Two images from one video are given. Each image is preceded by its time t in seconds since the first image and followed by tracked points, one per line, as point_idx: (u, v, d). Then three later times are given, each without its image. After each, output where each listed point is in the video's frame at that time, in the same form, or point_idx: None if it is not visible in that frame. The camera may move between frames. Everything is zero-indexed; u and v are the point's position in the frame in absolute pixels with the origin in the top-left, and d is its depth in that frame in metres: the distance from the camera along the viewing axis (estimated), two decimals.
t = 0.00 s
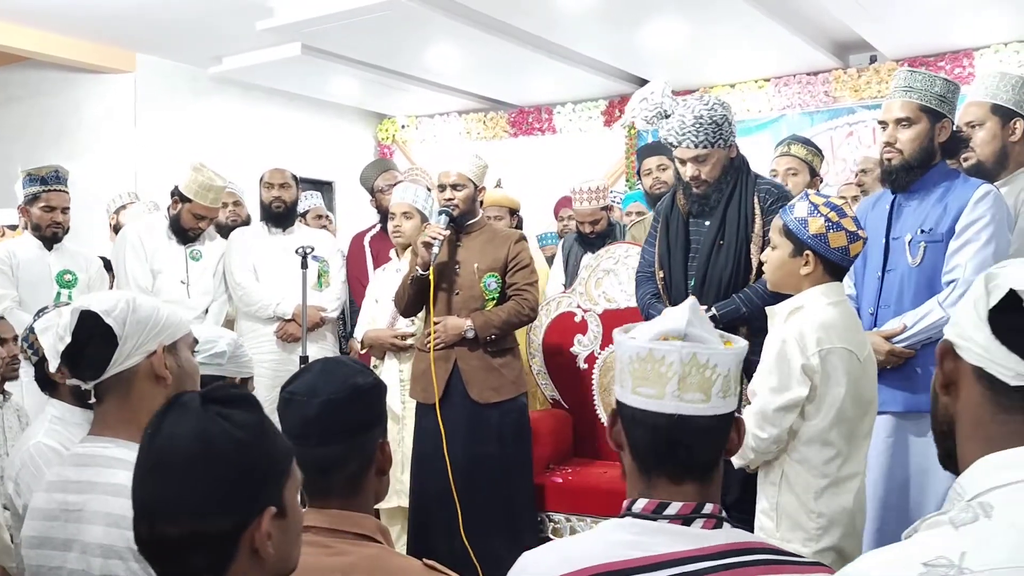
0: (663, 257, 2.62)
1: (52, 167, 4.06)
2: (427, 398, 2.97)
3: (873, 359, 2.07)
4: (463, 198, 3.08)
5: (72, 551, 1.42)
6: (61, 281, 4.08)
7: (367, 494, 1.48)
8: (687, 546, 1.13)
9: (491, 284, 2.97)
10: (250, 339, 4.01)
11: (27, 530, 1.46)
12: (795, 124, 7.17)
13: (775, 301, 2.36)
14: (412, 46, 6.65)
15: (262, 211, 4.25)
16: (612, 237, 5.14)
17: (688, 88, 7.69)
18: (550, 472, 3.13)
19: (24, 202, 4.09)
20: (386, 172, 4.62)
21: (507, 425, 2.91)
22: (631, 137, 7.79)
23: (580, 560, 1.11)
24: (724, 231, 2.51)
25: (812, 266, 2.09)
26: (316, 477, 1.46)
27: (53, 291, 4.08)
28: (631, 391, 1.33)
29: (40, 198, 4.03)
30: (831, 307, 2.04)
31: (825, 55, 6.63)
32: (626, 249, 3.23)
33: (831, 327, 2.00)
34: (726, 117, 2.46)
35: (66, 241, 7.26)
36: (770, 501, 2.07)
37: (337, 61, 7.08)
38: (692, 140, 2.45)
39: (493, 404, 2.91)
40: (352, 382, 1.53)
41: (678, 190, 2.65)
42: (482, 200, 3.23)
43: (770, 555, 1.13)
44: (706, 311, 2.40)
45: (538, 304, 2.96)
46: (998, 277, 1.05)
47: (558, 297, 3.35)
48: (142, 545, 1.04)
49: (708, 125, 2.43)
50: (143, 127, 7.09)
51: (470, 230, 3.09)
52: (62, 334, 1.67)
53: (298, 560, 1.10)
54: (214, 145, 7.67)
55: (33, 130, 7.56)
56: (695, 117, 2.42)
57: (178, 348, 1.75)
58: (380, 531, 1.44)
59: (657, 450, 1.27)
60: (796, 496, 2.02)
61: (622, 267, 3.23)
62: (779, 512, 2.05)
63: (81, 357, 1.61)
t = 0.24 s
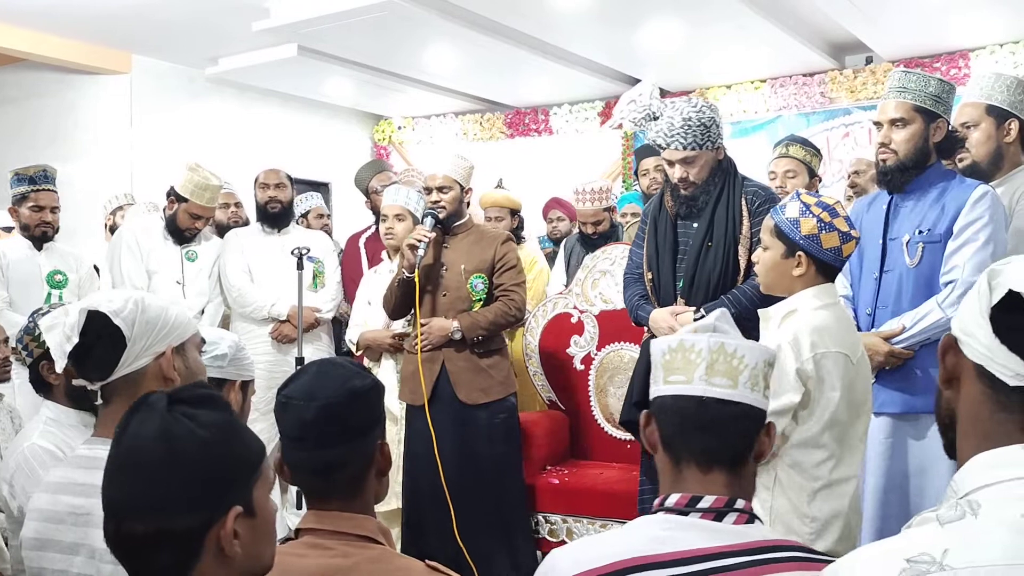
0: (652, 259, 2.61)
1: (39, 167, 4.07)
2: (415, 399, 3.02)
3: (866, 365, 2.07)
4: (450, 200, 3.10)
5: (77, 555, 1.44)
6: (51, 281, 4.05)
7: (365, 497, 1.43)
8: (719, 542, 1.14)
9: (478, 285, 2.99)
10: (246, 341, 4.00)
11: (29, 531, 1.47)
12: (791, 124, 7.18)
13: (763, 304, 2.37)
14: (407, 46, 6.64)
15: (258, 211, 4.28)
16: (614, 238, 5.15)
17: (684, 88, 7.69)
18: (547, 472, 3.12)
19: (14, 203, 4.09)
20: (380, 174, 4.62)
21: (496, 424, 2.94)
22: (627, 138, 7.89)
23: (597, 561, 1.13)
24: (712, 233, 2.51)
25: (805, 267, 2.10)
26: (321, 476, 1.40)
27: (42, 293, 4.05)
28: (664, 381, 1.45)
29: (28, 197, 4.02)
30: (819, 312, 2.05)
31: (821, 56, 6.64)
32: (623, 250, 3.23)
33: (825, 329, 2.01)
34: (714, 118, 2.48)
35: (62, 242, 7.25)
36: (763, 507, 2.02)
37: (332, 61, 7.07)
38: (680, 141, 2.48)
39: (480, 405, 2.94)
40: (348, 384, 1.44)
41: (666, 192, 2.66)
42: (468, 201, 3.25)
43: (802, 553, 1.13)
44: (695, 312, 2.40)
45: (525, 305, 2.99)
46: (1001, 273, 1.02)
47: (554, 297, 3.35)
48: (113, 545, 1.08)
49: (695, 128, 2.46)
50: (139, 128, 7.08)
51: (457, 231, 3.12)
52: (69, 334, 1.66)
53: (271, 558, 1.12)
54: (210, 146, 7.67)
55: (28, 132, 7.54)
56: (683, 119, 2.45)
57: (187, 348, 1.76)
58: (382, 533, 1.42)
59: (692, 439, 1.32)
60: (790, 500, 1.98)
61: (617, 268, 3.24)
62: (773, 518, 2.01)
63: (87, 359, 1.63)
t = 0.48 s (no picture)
0: (643, 261, 2.62)
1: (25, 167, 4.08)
2: (406, 399, 3.01)
3: (860, 367, 2.06)
4: (438, 202, 3.09)
5: (82, 558, 1.48)
6: (41, 282, 4.06)
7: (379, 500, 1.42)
8: (742, 541, 1.12)
9: (467, 286, 3.00)
10: (241, 343, 3.99)
11: (31, 532, 1.49)
12: (788, 125, 7.18)
13: (753, 306, 2.38)
14: (404, 48, 6.64)
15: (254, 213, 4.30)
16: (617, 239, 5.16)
17: (680, 89, 7.69)
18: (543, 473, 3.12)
19: None
20: (376, 175, 4.62)
21: (488, 425, 2.95)
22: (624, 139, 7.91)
23: (619, 557, 1.11)
24: (703, 234, 2.52)
25: (794, 268, 2.11)
26: (334, 485, 1.39)
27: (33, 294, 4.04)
28: (689, 384, 1.47)
29: (15, 198, 4.05)
30: (807, 314, 2.05)
31: (817, 57, 6.64)
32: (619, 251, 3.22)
33: (814, 333, 2.02)
34: (705, 120, 2.49)
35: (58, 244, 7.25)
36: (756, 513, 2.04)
37: (329, 63, 7.07)
38: (670, 144, 2.48)
39: (469, 406, 2.95)
40: (360, 389, 1.41)
41: (656, 194, 2.66)
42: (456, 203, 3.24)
43: (826, 552, 1.11)
44: (687, 313, 2.41)
45: (515, 305, 2.99)
46: None
47: (551, 298, 3.35)
48: (92, 544, 1.15)
49: (687, 130, 2.46)
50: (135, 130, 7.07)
51: (445, 232, 3.12)
52: (81, 333, 1.66)
53: (244, 559, 1.21)
54: (207, 147, 7.66)
55: (24, 133, 7.53)
56: (674, 121, 2.45)
57: (197, 349, 1.77)
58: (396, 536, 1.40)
59: (716, 440, 1.33)
60: (782, 504, 1.99)
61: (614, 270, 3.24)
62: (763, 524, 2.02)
63: (99, 359, 1.65)
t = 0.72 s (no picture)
0: (640, 261, 2.62)
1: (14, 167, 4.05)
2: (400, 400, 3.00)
3: (856, 366, 2.06)
4: (429, 202, 3.07)
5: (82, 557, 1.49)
6: (30, 282, 3.98)
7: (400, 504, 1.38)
8: (744, 534, 1.12)
9: (461, 286, 3.01)
10: (238, 344, 3.99)
11: (35, 534, 1.50)
12: (786, 125, 7.18)
13: (751, 305, 2.40)
14: (403, 48, 6.64)
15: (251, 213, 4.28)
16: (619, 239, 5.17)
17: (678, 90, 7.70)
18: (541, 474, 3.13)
19: None
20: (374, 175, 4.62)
21: (483, 425, 2.95)
22: (622, 139, 7.92)
23: (621, 552, 1.12)
24: (700, 233, 2.52)
25: (791, 267, 2.11)
26: (354, 494, 1.36)
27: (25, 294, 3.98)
28: (683, 388, 1.49)
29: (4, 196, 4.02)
30: (802, 314, 2.05)
31: (815, 57, 6.65)
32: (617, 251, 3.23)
33: (809, 333, 2.02)
34: (701, 120, 2.50)
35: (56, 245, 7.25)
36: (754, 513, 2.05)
37: (328, 63, 7.08)
38: (668, 144, 2.48)
39: (464, 407, 2.95)
40: (380, 398, 1.37)
41: (653, 194, 2.66)
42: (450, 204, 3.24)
43: (827, 546, 1.10)
44: (684, 312, 2.41)
45: (508, 305, 2.99)
46: None
47: (550, 298, 3.35)
48: (77, 544, 1.16)
49: (683, 130, 2.47)
50: (133, 131, 7.07)
51: (439, 233, 3.12)
52: (87, 336, 1.65)
53: (228, 557, 1.24)
54: (205, 148, 7.66)
55: (22, 134, 7.52)
56: (670, 121, 2.45)
57: (202, 349, 1.80)
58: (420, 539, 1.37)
59: (713, 440, 1.33)
60: (781, 506, 2.00)
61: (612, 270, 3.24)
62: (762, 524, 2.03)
63: (107, 363, 1.66)
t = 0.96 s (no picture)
0: (642, 261, 2.63)
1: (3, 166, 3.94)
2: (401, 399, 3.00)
3: (858, 366, 2.06)
4: (427, 203, 3.07)
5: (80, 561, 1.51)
6: (23, 284, 3.87)
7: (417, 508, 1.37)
8: (733, 534, 1.13)
9: (459, 287, 3.01)
10: (237, 345, 4.00)
11: (36, 538, 1.51)
12: (784, 125, 7.19)
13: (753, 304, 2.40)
14: (402, 48, 6.64)
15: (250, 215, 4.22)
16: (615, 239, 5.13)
17: (677, 90, 7.71)
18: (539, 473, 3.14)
19: None
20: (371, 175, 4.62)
21: (480, 425, 2.96)
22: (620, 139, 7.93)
23: (609, 554, 1.13)
24: (702, 234, 2.53)
25: (795, 265, 2.11)
26: (381, 497, 1.34)
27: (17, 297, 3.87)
28: (662, 404, 1.56)
29: None
30: (811, 310, 2.06)
31: (813, 57, 6.65)
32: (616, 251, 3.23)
33: (814, 330, 2.03)
34: (702, 120, 2.49)
35: (55, 246, 7.25)
36: (757, 507, 2.08)
37: (327, 64, 7.08)
38: (669, 143, 2.47)
39: (463, 407, 2.95)
40: (409, 408, 1.35)
41: (654, 194, 2.67)
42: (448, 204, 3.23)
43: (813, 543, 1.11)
44: (685, 312, 2.43)
45: (506, 305, 3.00)
46: None
47: (548, 299, 3.36)
48: (68, 544, 1.15)
49: (684, 130, 2.46)
50: (132, 131, 7.07)
51: (436, 234, 3.11)
52: (88, 339, 1.66)
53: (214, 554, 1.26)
54: (204, 149, 7.66)
55: (21, 135, 7.53)
56: (671, 121, 2.45)
57: (201, 350, 1.80)
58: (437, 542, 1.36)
59: (694, 445, 1.40)
60: (783, 503, 2.02)
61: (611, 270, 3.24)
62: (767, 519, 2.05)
63: (108, 366, 1.66)
